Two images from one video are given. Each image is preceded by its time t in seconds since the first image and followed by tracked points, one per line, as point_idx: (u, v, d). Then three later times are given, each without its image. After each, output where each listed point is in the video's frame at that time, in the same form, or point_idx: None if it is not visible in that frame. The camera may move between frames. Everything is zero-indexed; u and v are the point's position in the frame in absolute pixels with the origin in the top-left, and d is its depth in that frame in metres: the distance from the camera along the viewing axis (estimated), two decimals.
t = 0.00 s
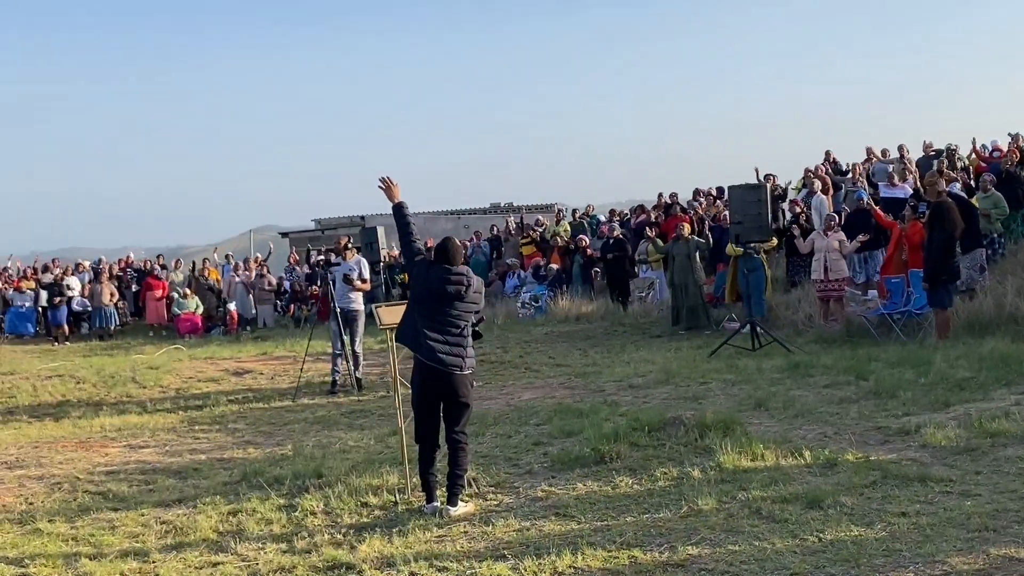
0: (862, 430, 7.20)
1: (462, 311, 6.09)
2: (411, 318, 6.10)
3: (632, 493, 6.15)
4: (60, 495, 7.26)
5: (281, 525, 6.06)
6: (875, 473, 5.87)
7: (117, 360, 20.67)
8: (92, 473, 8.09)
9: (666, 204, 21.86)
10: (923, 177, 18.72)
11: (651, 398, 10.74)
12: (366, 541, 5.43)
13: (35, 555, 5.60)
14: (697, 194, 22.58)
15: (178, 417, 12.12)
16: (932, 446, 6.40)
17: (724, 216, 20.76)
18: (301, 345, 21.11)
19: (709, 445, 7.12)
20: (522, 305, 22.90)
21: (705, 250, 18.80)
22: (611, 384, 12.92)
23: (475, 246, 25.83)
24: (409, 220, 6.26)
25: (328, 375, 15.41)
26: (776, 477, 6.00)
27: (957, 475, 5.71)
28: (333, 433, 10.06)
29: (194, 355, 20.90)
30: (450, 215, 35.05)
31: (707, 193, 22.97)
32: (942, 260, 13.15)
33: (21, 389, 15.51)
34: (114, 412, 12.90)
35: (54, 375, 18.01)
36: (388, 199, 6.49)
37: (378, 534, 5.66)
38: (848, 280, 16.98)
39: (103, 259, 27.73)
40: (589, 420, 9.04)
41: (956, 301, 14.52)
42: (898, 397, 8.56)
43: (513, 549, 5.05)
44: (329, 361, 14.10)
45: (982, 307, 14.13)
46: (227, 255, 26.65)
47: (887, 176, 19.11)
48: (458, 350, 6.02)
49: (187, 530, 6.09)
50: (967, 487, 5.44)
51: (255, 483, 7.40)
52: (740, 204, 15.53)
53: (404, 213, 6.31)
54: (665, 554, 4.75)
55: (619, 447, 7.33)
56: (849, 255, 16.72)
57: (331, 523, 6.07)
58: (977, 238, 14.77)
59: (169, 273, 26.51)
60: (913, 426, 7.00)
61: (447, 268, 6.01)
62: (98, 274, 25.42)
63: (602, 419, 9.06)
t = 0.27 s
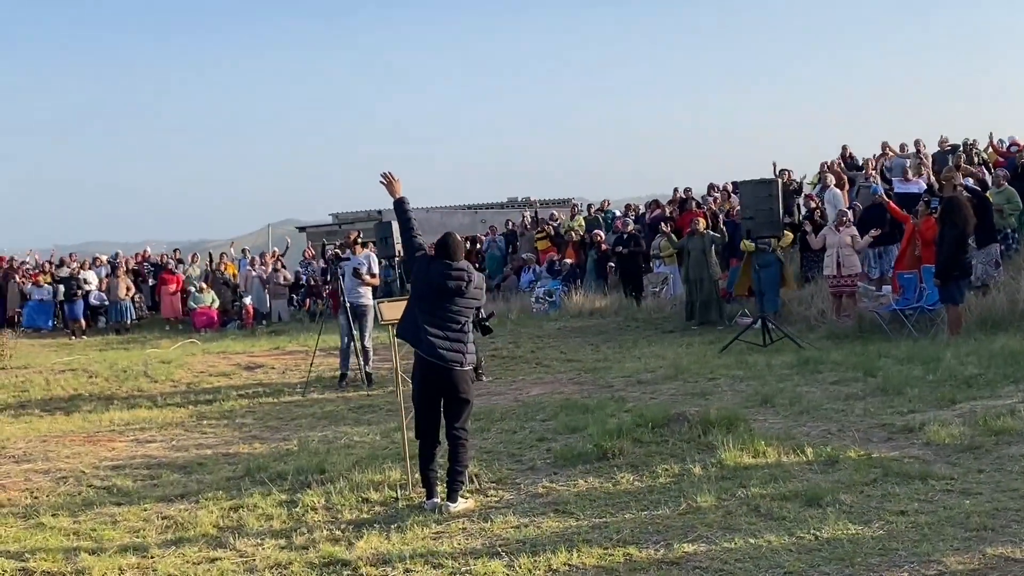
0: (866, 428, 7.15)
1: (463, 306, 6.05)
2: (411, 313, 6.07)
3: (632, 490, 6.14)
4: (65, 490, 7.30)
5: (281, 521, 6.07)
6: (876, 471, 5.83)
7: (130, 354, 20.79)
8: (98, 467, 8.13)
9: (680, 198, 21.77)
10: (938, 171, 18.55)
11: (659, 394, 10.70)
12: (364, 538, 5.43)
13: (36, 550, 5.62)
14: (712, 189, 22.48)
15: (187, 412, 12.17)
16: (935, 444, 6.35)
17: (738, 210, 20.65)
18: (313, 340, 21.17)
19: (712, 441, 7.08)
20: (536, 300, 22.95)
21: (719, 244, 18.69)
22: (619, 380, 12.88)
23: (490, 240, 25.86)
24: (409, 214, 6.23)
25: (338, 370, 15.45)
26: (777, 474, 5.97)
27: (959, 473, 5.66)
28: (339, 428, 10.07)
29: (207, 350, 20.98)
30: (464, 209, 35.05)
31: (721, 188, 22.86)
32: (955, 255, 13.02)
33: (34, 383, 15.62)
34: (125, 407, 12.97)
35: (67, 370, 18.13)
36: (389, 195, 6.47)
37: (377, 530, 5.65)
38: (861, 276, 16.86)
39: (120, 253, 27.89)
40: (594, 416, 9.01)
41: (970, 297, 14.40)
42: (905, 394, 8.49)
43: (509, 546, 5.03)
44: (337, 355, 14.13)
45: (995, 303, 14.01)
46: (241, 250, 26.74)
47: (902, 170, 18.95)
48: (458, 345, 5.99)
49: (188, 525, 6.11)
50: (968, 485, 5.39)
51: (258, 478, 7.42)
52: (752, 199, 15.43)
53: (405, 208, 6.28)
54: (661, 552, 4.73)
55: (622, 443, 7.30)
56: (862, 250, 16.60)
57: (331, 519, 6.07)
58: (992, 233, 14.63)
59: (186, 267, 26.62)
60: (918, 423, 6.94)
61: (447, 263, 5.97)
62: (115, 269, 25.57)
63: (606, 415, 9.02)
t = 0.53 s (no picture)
0: (869, 423, 7.09)
1: (458, 300, 6.02)
2: (407, 306, 6.05)
3: (629, 485, 6.10)
4: (65, 483, 7.32)
5: (277, 516, 6.06)
6: (874, 468, 5.79)
7: (141, 348, 20.88)
8: (100, 461, 8.14)
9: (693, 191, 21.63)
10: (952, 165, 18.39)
11: (663, 389, 10.65)
12: (357, 534, 5.41)
13: (32, 544, 5.63)
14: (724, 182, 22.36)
15: (193, 406, 12.20)
16: (936, 440, 6.28)
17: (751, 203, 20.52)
18: (322, 334, 21.19)
19: (712, 437, 7.02)
20: (547, 293, 22.77)
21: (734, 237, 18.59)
22: (625, 374, 12.83)
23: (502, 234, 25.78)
24: (405, 208, 6.19)
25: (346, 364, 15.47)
26: (775, 470, 5.92)
27: (958, 470, 5.61)
28: (342, 422, 10.07)
29: (217, 343, 21.05)
30: (477, 203, 35.02)
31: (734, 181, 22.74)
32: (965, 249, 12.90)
33: (44, 377, 15.70)
34: (132, 400, 13.01)
35: (78, 363, 18.22)
36: (386, 189, 6.43)
37: (371, 526, 5.64)
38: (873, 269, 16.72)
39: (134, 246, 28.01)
40: (597, 411, 8.97)
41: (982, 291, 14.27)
42: (910, 389, 8.41)
43: (501, 542, 5.01)
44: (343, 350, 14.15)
45: (1007, 297, 13.88)
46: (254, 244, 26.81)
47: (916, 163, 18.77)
48: (453, 339, 5.96)
49: (184, 519, 6.11)
50: (966, 481, 5.34)
51: (258, 472, 7.41)
52: (762, 192, 15.33)
53: (401, 201, 6.24)
54: (652, 549, 4.69)
55: (621, 438, 7.26)
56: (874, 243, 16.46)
57: (327, 515, 6.06)
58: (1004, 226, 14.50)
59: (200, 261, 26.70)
60: (920, 419, 6.88)
61: (441, 257, 5.94)
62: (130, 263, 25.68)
63: (609, 410, 8.98)
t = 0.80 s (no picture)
0: (869, 422, 7.00)
1: (451, 297, 5.98)
2: (400, 303, 6.00)
3: (624, 484, 6.04)
4: (62, 480, 7.31)
5: (269, 514, 6.02)
6: (872, 468, 5.71)
7: (149, 342, 20.92)
8: (98, 457, 8.13)
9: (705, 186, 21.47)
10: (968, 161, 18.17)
11: (666, 386, 10.58)
12: (347, 532, 5.37)
13: (22, 540, 5.62)
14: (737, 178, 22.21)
15: (196, 401, 12.20)
16: (937, 440, 6.19)
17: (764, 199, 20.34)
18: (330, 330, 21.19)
19: (711, 435, 6.95)
20: (557, 289, 22.66)
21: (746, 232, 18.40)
22: (629, 371, 12.75)
23: (514, 229, 25.70)
24: (399, 204, 6.13)
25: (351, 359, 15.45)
26: (772, 470, 5.85)
27: (957, 471, 5.53)
28: (343, 418, 10.04)
29: (225, 338, 21.08)
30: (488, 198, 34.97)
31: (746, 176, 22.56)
32: (976, 248, 12.76)
33: (50, 371, 15.74)
34: (136, 395, 13.02)
35: (85, 358, 18.26)
36: (380, 183, 6.36)
37: (364, 525, 5.60)
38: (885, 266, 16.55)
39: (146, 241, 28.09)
40: (598, 408, 8.90)
41: (993, 288, 14.12)
42: (913, 388, 8.31)
43: (491, 542, 4.96)
44: (346, 345, 14.12)
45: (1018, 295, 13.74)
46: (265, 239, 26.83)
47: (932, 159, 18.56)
48: (446, 337, 5.92)
49: (177, 515, 6.07)
50: (963, 483, 5.26)
51: (254, 468, 7.38)
52: (771, 187, 15.19)
53: (395, 197, 6.17)
54: (641, 550, 4.64)
55: (619, 436, 7.19)
56: (886, 239, 16.28)
57: (319, 512, 6.01)
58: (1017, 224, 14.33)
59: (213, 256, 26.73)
60: (921, 419, 6.79)
61: (434, 253, 5.89)
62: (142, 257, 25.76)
63: (609, 407, 8.91)
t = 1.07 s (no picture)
0: (863, 421, 6.93)
1: (438, 293, 5.93)
2: (386, 299, 5.95)
3: (611, 482, 6.00)
4: (53, 474, 7.31)
5: (255, 509, 6.00)
6: (861, 467, 5.66)
7: (153, 334, 20.96)
8: (90, 451, 8.13)
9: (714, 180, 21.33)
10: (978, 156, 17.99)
11: (663, 382, 10.52)
12: (330, 529, 5.34)
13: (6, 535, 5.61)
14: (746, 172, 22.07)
15: (194, 395, 12.20)
16: (928, 438, 6.12)
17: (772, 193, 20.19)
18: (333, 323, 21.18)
19: (701, 433, 6.90)
20: (563, 283, 22.60)
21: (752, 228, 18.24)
22: (628, 367, 12.70)
23: (522, 223, 25.64)
24: (386, 199, 6.08)
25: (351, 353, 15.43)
26: (760, 469, 5.80)
27: (946, 470, 5.46)
28: (338, 412, 10.02)
29: (228, 331, 21.09)
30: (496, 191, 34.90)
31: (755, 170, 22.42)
32: (978, 243, 12.63)
33: (52, 364, 15.76)
34: (135, 388, 13.03)
35: (88, 349, 18.29)
36: (368, 178, 6.32)
37: (348, 521, 5.57)
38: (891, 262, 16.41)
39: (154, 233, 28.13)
40: (592, 404, 8.86)
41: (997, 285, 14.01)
42: (910, 385, 8.23)
43: (472, 541, 4.93)
44: (346, 339, 14.09)
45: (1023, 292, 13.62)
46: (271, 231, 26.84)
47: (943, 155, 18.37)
48: (432, 332, 5.87)
49: (162, 510, 6.06)
50: (951, 483, 5.20)
51: (244, 463, 7.36)
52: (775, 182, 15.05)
53: (383, 192, 6.12)
54: (621, 550, 4.60)
55: (609, 433, 7.15)
56: (891, 235, 16.12)
57: (305, 509, 5.99)
58: None
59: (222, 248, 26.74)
60: (914, 417, 6.72)
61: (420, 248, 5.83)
62: (151, 249, 25.86)
63: (604, 403, 8.86)
